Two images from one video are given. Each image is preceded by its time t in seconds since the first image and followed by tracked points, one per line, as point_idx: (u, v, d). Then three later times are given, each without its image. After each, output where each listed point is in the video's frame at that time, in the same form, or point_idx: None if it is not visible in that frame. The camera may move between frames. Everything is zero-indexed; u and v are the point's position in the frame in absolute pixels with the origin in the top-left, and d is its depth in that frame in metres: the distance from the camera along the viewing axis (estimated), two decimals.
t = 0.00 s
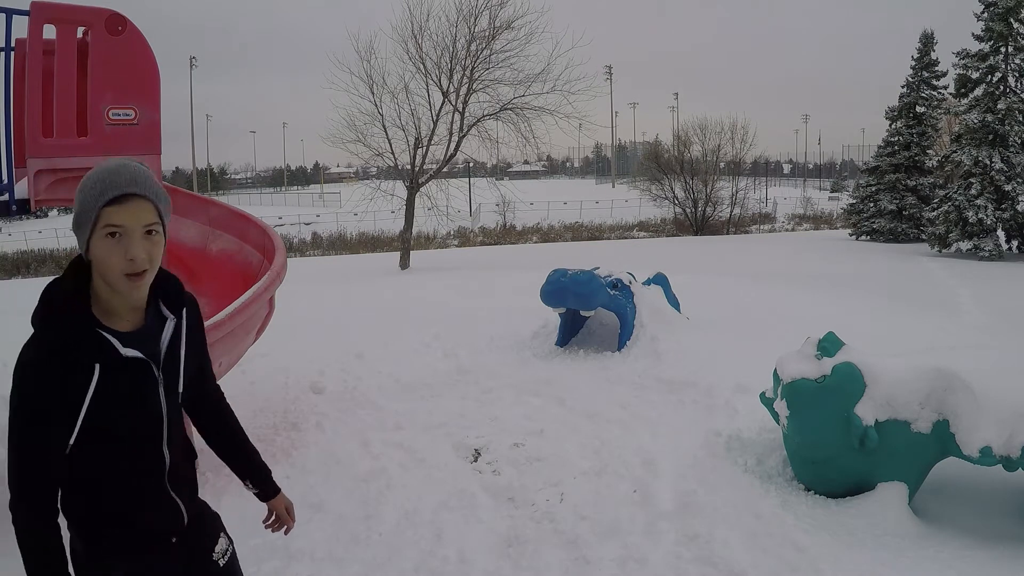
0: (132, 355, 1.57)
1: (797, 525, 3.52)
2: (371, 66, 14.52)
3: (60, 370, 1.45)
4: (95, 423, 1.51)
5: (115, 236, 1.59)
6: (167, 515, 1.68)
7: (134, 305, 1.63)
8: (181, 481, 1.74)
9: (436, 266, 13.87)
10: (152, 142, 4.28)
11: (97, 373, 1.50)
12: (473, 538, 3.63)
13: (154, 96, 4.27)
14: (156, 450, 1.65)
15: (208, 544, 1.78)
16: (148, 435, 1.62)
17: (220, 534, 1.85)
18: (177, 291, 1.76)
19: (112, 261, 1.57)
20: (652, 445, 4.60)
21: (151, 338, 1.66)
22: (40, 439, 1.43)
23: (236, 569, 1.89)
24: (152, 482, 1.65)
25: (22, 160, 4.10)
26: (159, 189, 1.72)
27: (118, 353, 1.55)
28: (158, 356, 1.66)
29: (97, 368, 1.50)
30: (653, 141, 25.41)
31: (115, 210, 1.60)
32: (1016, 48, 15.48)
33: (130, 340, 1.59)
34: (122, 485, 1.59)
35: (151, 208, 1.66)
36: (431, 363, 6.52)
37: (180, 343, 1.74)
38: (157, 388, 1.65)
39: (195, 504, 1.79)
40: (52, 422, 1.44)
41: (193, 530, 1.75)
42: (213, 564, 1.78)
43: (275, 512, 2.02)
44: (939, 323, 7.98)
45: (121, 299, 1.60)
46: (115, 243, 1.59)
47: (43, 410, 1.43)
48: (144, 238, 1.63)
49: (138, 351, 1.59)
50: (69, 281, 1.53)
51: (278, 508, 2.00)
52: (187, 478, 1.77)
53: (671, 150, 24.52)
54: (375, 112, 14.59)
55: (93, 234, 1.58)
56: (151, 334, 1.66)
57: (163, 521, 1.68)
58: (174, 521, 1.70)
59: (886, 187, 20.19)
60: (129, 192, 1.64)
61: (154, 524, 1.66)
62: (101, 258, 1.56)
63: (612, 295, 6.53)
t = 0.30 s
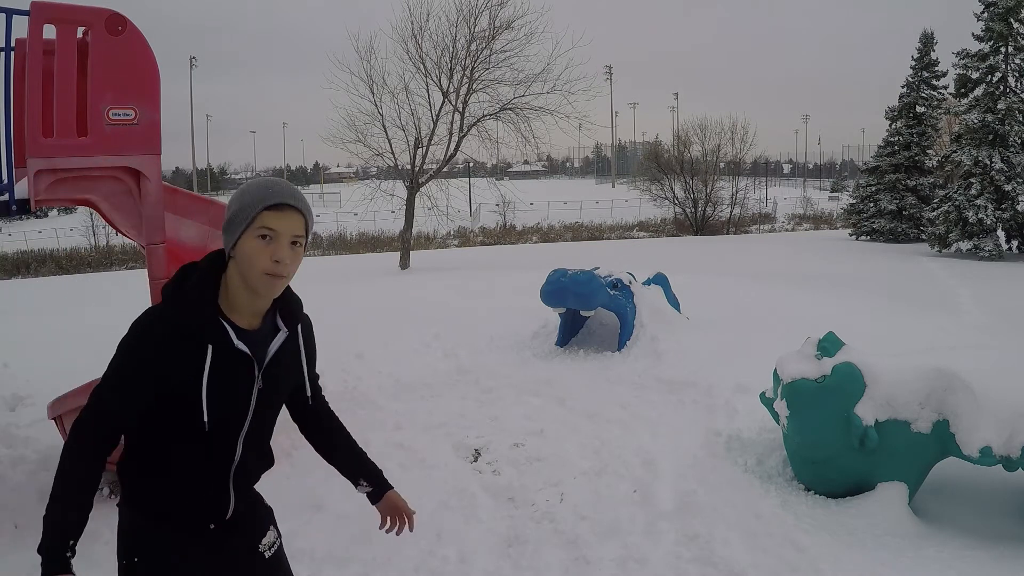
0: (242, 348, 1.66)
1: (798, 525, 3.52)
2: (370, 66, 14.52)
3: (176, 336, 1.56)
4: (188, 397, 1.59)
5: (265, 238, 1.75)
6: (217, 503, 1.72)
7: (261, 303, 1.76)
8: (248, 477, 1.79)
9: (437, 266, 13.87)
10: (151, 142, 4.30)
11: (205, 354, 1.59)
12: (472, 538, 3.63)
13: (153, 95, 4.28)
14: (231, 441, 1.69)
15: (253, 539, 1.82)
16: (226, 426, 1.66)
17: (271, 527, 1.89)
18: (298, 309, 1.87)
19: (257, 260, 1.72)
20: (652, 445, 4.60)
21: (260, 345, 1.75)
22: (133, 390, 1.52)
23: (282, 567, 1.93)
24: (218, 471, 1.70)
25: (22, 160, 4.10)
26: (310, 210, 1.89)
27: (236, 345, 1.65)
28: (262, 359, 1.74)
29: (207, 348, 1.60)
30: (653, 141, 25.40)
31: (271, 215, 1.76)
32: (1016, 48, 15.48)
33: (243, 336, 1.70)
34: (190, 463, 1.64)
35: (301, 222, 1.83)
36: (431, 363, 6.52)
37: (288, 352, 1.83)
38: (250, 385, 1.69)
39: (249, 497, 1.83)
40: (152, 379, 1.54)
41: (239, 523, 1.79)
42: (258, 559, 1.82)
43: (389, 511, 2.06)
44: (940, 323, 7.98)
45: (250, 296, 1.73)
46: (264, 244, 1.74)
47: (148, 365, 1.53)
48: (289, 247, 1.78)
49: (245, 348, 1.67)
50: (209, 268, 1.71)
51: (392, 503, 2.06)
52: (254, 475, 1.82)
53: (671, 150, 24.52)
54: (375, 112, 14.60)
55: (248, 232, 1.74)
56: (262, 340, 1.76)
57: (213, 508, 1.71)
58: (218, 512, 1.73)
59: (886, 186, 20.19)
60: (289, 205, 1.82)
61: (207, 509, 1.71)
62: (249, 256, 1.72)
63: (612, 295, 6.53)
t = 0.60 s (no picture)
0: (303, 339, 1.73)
1: (798, 525, 3.52)
2: (370, 66, 14.52)
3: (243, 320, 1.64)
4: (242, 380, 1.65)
5: (341, 241, 1.77)
6: (245, 493, 1.76)
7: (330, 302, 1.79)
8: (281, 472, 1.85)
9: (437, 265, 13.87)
10: (151, 142, 4.30)
11: (275, 342, 1.68)
12: (472, 538, 3.63)
13: (154, 95, 4.28)
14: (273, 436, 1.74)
15: (273, 534, 1.87)
16: (269, 417, 1.71)
17: (290, 525, 1.95)
18: (356, 315, 1.94)
19: (331, 259, 1.74)
20: (652, 445, 4.60)
21: (319, 347, 1.81)
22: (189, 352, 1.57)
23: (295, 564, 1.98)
24: (251, 465, 1.73)
25: (22, 160, 4.09)
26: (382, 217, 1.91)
27: (299, 341, 1.73)
28: (319, 358, 1.81)
29: (276, 336, 1.68)
30: (653, 141, 25.40)
31: (349, 220, 1.79)
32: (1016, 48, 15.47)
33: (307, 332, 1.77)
34: (226, 450, 1.69)
35: (375, 228, 1.85)
36: (431, 363, 6.52)
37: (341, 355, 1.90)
38: (300, 385, 1.73)
39: (275, 492, 1.89)
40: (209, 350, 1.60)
41: (261, 516, 1.84)
42: (275, 553, 1.87)
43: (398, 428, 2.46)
44: (940, 323, 7.98)
45: (321, 293, 1.75)
46: (340, 246, 1.76)
47: (206, 337, 1.58)
48: (363, 250, 1.80)
49: (305, 342, 1.75)
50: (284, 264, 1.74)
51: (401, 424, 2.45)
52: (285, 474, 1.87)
53: (671, 150, 24.52)
54: (375, 112, 14.59)
55: (326, 232, 1.76)
56: (322, 339, 1.83)
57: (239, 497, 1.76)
58: (245, 501, 1.77)
59: (886, 187, 20.18)
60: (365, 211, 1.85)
61: (234, 499, 1.75)
62: (324, 255, 1.74)
63: (612, 295, 6.52)
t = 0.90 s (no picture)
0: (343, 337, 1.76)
1: (798, 526, 3.52)
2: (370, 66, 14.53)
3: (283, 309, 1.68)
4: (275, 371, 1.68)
5: (398, 258, 1.82)
6: (261, 488, 1.81)
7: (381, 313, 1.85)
8: (300, 469, 1.88)
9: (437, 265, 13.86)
10: (151, 142, 4.30)
11: (311, 328, 1.70)
12: (472, 539, 3.63)
13: (153, 95, 4.28)
14: (299, 432, 1.78)
15: (284, 533, 1.90)
16: (297, 414, 1.74)
17: (302, 525, 1.99)
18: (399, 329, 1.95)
19: (388, 277, 1.80)
20: (653, 445, 4.60)
21: (360, 343, 1.82)
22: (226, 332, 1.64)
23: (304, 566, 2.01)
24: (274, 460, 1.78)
25: (22, 160, 4.09)
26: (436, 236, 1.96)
27: (338, 338, 1.75)
28: (356, 360, 1.82)
29: (315, 324, 1.71)
30: (652, 140, 25.40)
31: (409, 238, 1.84)
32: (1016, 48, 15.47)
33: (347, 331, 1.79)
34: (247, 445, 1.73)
35: (431, 247, 1.91)
36: (431, 363, 6.52)
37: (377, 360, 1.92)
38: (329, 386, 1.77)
39: (293, 490, 1.93)
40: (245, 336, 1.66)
41: (274, 514, 1.88)
42: (283, 553, 1.89)
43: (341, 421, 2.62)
44: (940, 322, 7.98)
45: (373, 305, 1.81)
46: (398, 264, 1.82)
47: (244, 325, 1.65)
48: (419, 269, 1.86)
49: (345, 341, 1.77)
50: (335, 268, 1.80)
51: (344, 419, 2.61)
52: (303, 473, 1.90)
53: (670, 150, 24.52)
54: (375, 112, 14.60)
55: (386, 247, 1.81)
56: (365, 342, 1.84)
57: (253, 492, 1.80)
58: (260, 497, 1.82)
59: (886, 187, 20.18)
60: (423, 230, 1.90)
61: (249, 494, 1.80)
62: (381, 272, 1.80)
63: (612, 295, 6.52)
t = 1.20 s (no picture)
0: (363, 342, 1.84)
1: (798, 526, 3.52)
2: (370, 66, 14.54)
3: (304, 315, 1.78)
4: (293, 375, 1.78)
5: (412, 267, 1.87)
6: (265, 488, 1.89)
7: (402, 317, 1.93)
8: (308, 472, 1.96)
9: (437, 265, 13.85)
10: (152, 142, 4.30)
11: (333, 332, 1.79)
12: (472, 539, 3.63)
13: (154, 95, 4.28)
14: (314, 437, 1.86)
15: (277, 533, 1.97)
16: (309, 416, 1.82)
17: (298, 527, 2.04)
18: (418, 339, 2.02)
19: (403, 287, 1.86)
20: (652, 445, 4.60)
21: (381, 351, 1.90)
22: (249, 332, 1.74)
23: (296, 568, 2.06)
24: (284, 458, 1.86)
25: (22, 160, 4.09)
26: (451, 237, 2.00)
27: (359, 342, 1.83)
28: (375, 368, 1.89)
29: (335, 328, 1.80)
30: (652, 140, 25.39)
31: (420, 246, 1.88)
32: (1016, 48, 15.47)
33: (368, 336, 1.86)
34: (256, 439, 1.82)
35: (444, 250, 1.94)
36: (431, 363, 6.52)
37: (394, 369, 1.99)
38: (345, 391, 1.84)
39: (296, 491, 2.00)
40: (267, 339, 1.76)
41: (272, 514, 1.96)
42: (272, 550, 1.96)
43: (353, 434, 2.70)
44: (940, 322, 7.98)
45: (391, 312, 1.88)
46: (413, 273, 1.87)
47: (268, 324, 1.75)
48: (434, 274, 1.91)
49: (366, 346, 1.84)
50: (357, 275, 1.87)
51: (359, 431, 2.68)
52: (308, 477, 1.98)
53: (670, 150, 24.52)
54: (375, 112, 14.59)
55: (400, 258, 1.86)
56: (385, 350, 1.92)
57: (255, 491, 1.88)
58: (265, 496, 1.90)
59: (886, 187, 20.18)
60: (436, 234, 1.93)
61: (252, 493, 1.88)
62: (396, 282, 1.85)
63: (612, 295, 6.52)
